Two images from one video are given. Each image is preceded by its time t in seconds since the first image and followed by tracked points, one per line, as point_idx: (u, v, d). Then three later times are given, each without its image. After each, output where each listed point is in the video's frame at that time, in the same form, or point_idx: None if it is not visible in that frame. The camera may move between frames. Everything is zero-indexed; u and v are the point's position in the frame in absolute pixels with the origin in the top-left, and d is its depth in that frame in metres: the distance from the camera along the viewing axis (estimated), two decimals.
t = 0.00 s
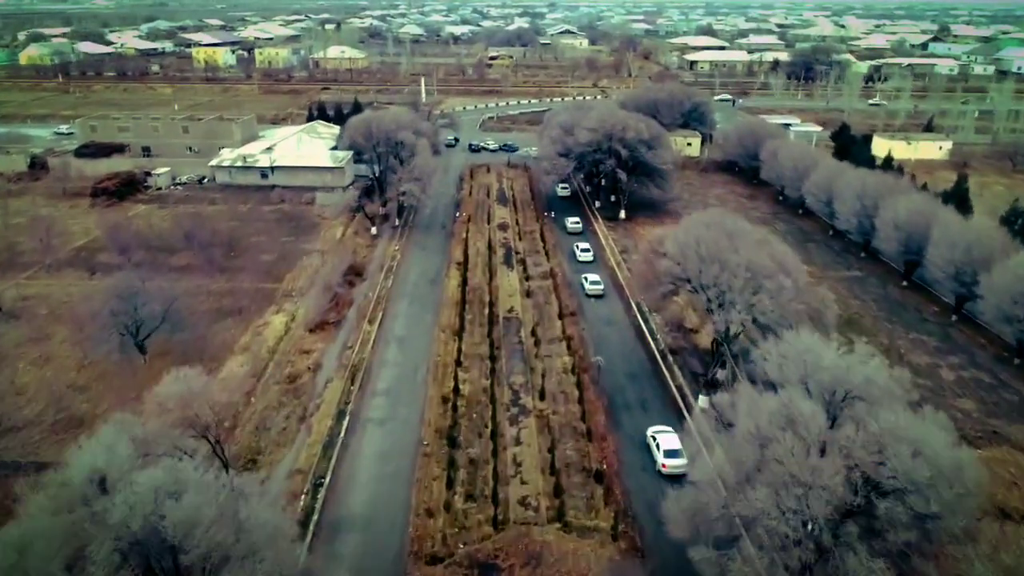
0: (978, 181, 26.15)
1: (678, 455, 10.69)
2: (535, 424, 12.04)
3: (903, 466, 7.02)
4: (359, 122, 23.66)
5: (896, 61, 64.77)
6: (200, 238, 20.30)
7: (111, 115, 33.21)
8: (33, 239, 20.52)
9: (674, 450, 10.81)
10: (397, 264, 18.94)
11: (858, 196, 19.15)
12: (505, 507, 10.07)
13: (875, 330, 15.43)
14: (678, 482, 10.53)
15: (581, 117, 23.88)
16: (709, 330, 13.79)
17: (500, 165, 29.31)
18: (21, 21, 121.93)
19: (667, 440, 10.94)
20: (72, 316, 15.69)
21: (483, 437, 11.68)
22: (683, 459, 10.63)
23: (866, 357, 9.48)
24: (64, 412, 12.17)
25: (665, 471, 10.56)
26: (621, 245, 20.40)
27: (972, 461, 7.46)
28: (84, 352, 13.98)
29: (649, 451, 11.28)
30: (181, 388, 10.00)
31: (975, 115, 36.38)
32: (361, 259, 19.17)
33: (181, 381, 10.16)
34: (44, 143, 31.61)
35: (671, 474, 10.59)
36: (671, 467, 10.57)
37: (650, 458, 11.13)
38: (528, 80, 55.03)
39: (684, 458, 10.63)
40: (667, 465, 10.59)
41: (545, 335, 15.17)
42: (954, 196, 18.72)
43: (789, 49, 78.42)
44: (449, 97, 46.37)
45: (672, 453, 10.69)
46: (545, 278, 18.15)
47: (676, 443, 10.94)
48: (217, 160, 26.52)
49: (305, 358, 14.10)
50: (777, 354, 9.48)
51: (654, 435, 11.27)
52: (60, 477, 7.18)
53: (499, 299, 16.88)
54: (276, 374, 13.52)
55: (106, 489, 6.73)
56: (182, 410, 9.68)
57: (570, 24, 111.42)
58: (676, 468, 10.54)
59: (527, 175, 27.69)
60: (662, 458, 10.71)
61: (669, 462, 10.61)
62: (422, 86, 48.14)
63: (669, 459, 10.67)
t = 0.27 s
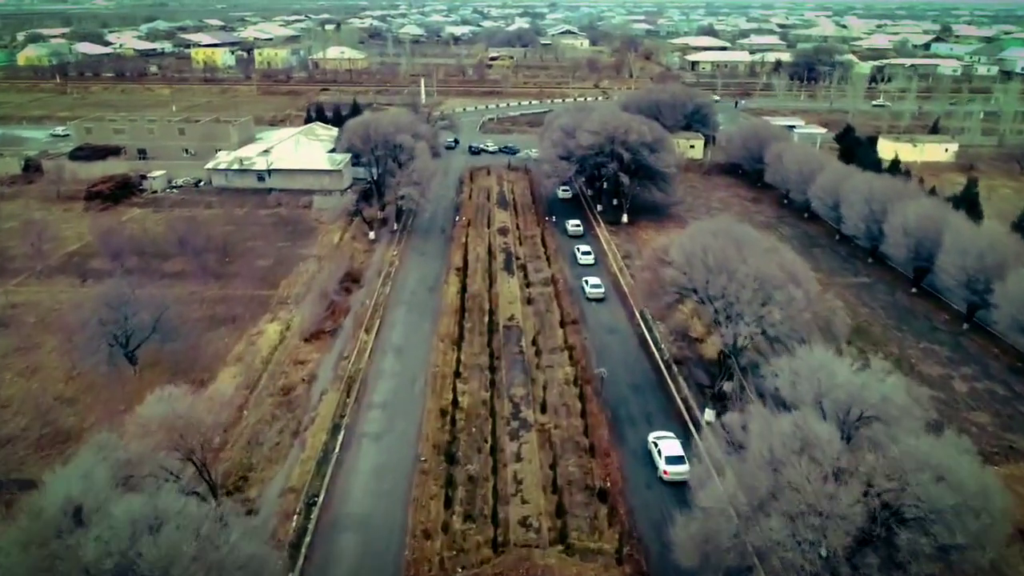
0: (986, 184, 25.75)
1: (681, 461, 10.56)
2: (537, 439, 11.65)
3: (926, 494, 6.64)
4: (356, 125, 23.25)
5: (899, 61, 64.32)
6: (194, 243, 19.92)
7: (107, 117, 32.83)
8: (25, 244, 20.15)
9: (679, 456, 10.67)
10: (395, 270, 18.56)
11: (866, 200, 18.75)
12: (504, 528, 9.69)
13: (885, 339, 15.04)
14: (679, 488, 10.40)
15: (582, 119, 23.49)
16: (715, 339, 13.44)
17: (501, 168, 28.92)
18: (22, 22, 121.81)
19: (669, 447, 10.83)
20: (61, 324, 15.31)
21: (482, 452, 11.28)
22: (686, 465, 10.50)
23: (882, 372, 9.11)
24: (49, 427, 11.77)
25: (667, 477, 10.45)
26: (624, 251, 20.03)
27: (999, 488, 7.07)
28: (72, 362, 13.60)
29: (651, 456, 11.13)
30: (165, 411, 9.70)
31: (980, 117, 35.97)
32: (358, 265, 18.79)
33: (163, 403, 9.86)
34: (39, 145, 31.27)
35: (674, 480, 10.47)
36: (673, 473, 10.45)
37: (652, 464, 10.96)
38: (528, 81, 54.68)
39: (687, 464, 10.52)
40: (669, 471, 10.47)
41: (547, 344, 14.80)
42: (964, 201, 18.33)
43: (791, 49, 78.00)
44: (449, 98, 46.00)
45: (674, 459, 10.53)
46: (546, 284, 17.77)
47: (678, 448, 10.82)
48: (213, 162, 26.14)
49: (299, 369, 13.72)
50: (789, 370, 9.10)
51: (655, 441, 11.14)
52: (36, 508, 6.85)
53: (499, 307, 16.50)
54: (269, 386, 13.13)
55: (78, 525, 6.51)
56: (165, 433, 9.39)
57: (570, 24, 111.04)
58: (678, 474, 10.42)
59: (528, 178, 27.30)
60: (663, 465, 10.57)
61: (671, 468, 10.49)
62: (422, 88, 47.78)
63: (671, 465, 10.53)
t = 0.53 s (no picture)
0: (993, 187, 25.36)
1: (684, 469, 10.39)
2: (538, 455, 11.27)
3: (952, 528, 6.27)
4: (353, 127, 22.84)
5: (901, 62, 63.90)
6: (188, 249, 19.55)
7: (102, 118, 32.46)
8: (16, 249, 19.77)
9: (682, 464, 10.48)
10: (393, 277, 18.18)
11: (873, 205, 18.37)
12: (504, 551, 9.31)
13: (895, 349, 14.67)
14: (680, 497, 10.22)
15: (583, 122, 23.09)
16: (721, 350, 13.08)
17: (500, 171, 28.54)
18: (21, 22, 121.50)
19: (670, 453, 10.65)
20: (50, 333, 14.93)
21: (481, 469, 10.91)
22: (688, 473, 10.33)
23: (898, 391, 8.73)
24: (34, 442, 11.39)
25: (668, 486, 10.26)
26: (626, 256, 19.66)
27: None
28: (59, 373, 13.22)
29: (653, 464, 10.95)
30: (146, 432, 9.14)
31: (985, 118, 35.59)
32: (355, 271, 18.41)
33: (145, 424, 9.29)
34: (33, 147, 30.89)
35: (676, 489, 10.28)
36: (675, 481, 10.27)
37: (653, 473, 10.77)
38: (528, 82, 54.32)
39: (688, 472, 10.35)
40: (670, 479, 10.30)
41: (548, 354, 14.42)
42: (974, 206, 17.96)
43: (792, 50, 77.66)
44: (449, 99, 45.64)
45: (675, 466, 10.38)
46: (547, 291, 17.39)
47: (679, 456, 10.64)
48: (209, 165, 25.76)
49: (293, 380, 13.34)
50: (802, 388, 8.72)
51: (656, 448, 10.98)
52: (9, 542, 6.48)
53: (499, 315, 16.12)
54: (261, 399, 12.73)
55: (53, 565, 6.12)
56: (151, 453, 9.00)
57: (570, 25, 110.74)
58: (679, 483, 10.25)
59: (528, 181, 26.92)
60: (665, 472, 10.39)
61: (672, 475, 10.32)
62: (421, 89, 47.41)
63: (672, 472, 10.36)
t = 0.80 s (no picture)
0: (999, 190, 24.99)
1: (684, 476, 10.24)
2: (537, 472, 10.88)
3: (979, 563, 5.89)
4: (349, 131, 22.43)
5: (901, 62, 63.55)
6: (181, 257, 19.18)
7: (95, 121, 32.08)
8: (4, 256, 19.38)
9: (682, 471, 10.33)
10: (389, 284, 17.79)
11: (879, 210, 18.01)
12: None
13: (903, 358, 14.29)
14: (681, 504, 10.08)
15: (583, 125, 22.69)
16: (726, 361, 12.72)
17: (499, 173, 28.15)
18: (18, 22, 121.09)
19: (670, 460, 10.50)
20: (35, 343, 14.52)
21: (479, 488, 10.52)
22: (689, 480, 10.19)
23: (914, 411, 8.37)
24: (15, 459, 10.99)
25: (668, 493, 10.09)
26: (627, 262, 19.29)
27: None
28: (43, 386, 12.82)
29: (653, 470, 10.79)
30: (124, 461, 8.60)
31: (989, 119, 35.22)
32: (351, 278, 18.03)
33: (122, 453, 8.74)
34: (25, 150, 30.48)
35: (676, 496, 10.12)
36: (675, 488, 10.11)
37: (654, 480, 10.60)
38: (527, 82, 53.97)
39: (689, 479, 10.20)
40: (670, 486, 10.12)
41: (547, 365, 14.05)
42: (982, 211, 17.60)
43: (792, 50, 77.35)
44: (447, 100, 45.25)
45: (674, 473, 10.21)
46: (547, 299, 17.00)
47: (679, 463, 10.47)
48: (203, 169, 25.36)
49: (285, 393, 12.95)
50: (814, 408, 8.36)
51: (656, 454, 10.83)
52: None
53: (498, 323, 15.74)
54: (252, 413, 12.36)
55: None
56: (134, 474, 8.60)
57: (569, 25, 110.68)
58: (679, 490, 10.09)
59: (527, 184, 26.54)
60: (665, 479, 10.22)
61: (672, 482, 10.15)
62: (419, 90, 47.03)
63: (672, 479, 10.20)
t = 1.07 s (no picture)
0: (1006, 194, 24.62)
1: (685, 483, 10.12)
2: (538, 491, 10.49)
3: None
4: (345, 134, 22.02)
5: (902, 62, 63.22)
6: (173, 264, 18.80)
7: (88, 123, 31.64)
8: None
9: (683, 477, 10.22)
10: (385, 291, 17.40)
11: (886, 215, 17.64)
12: None
13: (913, 369, 13.93)
14: (682, 511, 9.96)
15: (583, 127, 22.29)
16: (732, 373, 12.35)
17: (498, 176, 27.76)
18: (16, 22, 120.67)
19: (670, 466, 10.39)
20: (22, 354, 14.11)
21: (477, 508, 10.13)
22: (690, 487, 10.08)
23: (934, 432, 8.00)
24: None
25: (670, 500, 9.99)
26: (629, 268, 18.92)
27: None
28: (28, 400, 12.42)
29: (653, 477, 10.69)
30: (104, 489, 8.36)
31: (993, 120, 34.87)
32: (346, 285, 17.64)
33: (100, 479, 8.48)
34: (18, 152, 30.04)
35: (678, 503, 10.01)
36: (675, 495, 10.00)
37: (654, 486, 10.51)
38: (526, 83, 53.60)
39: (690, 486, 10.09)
40: (671, 494, 10.01)
41: (548, 376, 13.65)
42: (991, 216, 17.24)
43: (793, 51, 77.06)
44: (446, 102, 44.87)
45: (675, 480, 10.10)
46: (547, 306, 16.60)
47: (680, 470, 10.36)
48: (197, 172, 24.97)
49: (278, 406, 12.55)
50: (830, 431, 7.98)
51: (656, 461, 10.71)
52: None
53: (497, 332, 15.34)
54: (243, 427, 11.96)
55: None
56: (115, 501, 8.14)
57: (568, 25, 110.39)
58: (681, 497, 9.97)
59: (527, 188, 26.15)
60: (666, 486, 10.11)
61: (674, 489, 10.04)
62: (418, 91, 46.64)
63: (673, 486, 10.08)
